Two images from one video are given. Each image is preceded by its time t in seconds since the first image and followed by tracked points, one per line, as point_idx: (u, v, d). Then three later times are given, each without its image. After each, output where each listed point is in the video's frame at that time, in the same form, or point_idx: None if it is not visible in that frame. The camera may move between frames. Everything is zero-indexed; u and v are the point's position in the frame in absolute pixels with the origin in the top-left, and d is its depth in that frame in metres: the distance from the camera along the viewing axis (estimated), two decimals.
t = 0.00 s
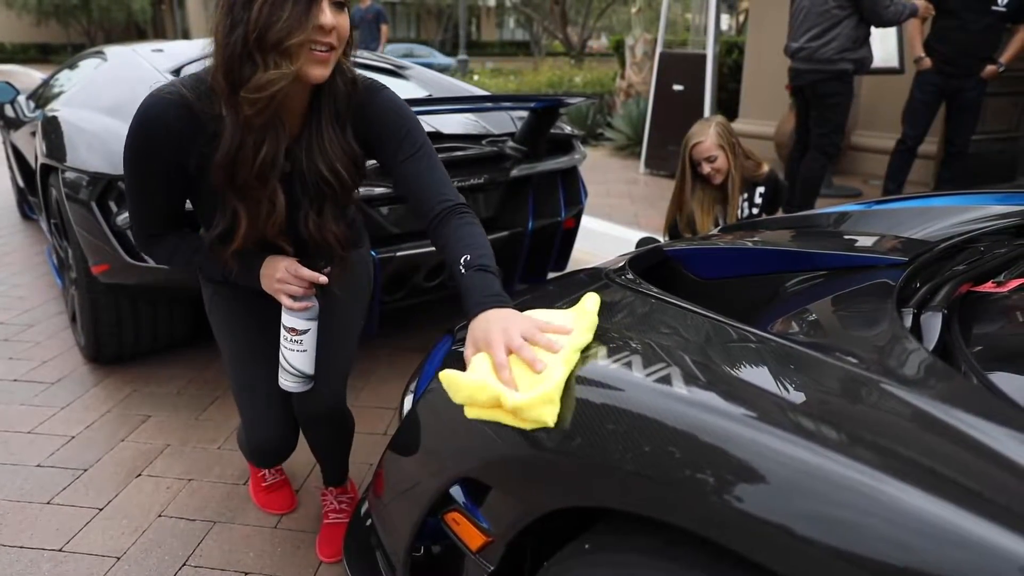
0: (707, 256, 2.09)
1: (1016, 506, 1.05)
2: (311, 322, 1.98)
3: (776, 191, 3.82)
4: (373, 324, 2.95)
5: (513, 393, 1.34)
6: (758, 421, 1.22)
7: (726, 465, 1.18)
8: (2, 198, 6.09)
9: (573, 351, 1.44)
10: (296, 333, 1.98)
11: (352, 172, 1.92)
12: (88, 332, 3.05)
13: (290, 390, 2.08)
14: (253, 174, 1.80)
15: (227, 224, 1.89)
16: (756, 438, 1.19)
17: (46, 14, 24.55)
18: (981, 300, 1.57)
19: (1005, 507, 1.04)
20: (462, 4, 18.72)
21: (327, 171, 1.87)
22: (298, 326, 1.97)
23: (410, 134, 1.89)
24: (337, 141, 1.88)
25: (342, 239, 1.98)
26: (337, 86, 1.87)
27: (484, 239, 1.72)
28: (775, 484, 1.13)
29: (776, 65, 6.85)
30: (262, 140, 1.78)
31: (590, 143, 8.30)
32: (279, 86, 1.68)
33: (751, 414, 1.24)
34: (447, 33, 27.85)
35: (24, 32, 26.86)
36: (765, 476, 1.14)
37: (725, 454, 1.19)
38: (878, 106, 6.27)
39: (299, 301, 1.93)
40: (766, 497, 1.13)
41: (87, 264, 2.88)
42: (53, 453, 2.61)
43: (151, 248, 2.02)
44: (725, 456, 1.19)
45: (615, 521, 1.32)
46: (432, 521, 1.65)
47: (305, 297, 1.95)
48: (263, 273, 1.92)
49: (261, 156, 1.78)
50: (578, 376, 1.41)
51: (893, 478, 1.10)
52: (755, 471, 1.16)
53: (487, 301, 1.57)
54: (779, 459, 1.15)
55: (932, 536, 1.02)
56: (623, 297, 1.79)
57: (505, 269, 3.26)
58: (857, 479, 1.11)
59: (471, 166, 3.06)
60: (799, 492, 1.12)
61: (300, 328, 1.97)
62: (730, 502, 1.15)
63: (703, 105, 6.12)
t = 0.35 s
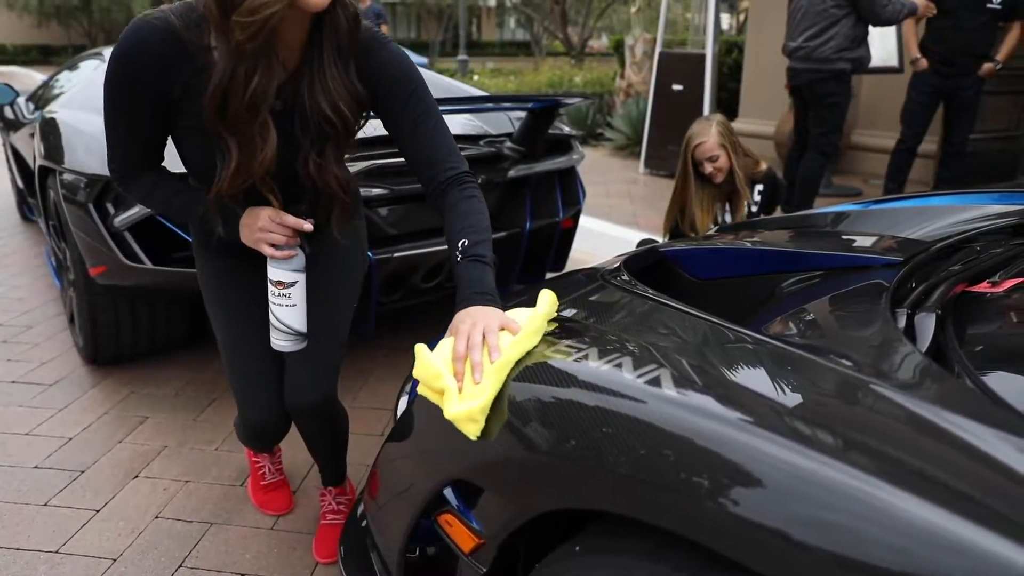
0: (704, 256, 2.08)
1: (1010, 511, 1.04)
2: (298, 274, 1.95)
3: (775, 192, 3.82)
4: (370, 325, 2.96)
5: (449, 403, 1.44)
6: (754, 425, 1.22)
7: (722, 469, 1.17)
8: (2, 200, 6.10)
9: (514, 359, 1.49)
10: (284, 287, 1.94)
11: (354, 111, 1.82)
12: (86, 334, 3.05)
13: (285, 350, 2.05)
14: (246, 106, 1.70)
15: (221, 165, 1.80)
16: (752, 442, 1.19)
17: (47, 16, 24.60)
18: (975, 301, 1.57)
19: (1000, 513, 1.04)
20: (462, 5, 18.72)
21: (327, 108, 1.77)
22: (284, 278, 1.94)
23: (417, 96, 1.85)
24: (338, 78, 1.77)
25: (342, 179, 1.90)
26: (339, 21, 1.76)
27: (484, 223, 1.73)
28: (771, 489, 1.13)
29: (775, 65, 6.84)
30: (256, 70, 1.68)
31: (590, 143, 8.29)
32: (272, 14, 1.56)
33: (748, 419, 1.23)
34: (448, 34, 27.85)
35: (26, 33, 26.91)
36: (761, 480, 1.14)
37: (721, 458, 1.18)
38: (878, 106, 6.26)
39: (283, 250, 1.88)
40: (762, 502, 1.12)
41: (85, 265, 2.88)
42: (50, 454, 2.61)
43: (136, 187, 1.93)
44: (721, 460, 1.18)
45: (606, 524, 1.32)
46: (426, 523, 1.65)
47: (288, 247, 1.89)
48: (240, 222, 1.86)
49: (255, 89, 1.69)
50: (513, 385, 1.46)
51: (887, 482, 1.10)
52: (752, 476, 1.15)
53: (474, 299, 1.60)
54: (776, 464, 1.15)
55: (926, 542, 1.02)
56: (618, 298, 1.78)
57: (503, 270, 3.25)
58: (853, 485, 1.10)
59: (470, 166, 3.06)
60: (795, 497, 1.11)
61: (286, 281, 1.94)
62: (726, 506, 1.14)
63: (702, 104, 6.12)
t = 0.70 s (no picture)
0: (693, 258, 2.09)
1: (992, 520, 1.05)
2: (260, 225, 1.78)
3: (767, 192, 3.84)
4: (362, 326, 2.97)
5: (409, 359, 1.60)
6: (741, 432, 1.22)
7: (709, 475, 1.18)
8: None
9: (476, 341, 1.59)
10: (242, 237, 1.76)
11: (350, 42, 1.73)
12: (78, 335, 3.06)
13: (230, 298, 1.88)
14: (233, 25, 1.63)
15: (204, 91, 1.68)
16: (741, 449, 1.19)
17: (44, 16, 24.56)
18: (959, 302, 1.57)
19: (983, 521, 1.04)
20: (458, 5, 18.71)
21: (320, 34, 1.69)
22: (243, 228, 1.75)
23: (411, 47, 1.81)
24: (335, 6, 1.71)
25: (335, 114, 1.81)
26: None
27: (454, 197, 1.80)
28: (759, 494, 1.13)
29: (770, 65, 6.85)
30: None
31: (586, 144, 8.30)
32: None
33: (736, 426, 1.24)
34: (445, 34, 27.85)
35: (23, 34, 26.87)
36: (750, 486, 1.14)
37: (708, 465, 1.19)
38: (872, 106, 6.28)
39: (247, 197, 1.72)
40: (751, 507, 1.13)
41: (77, 267, 2.88)
42: (41, 456, 2.61)
43: (110, 137, 1.82)
44: (709, 465, 1.19)
45: (588, 528, 1.32)
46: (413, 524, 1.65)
47: (252, 195, 1.73)
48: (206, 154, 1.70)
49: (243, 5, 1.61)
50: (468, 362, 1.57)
51: (872, 489, 1.10)
52: (740, 481, 1.15)
53: (446, 280, 1.70)
54: (763, 470, 1.15)
55: (909, 549, 1.02)
56: (605, 302, 1.79)
57: (496, 271, 3.24)
58: (837, 493, 1.10)
59: (463, 167, 3.07)
60: (782, 504, 1.11)
61: (246, 230, 1.76)
62: (714, 511, 1.15)
63: (696, 105, 6.13)
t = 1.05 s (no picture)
0: (681, 257, 2.09)
1: (972, 522, 1.05)
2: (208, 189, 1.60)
3: (758, 190, 3.87)
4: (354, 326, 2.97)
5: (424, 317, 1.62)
6: (727, 436, 1.22)
7: (695, 479, 1.18)
8: None
9: (500, 318, 1.71)
10: (187, 201, 1.59)
11: None
12: (70, 336, 3.06)
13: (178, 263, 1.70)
14: None
15: (174, 25, 1.54)
16: (728, 452, 1.19)
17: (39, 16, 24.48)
18: (943, 302, 1.58)
19: (963, 524, 1.05)
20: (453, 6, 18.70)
21: None
22: (187, 191, 1.58)
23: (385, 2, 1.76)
24: None
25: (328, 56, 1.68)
26: None
27: (430, 162, 1.77)
28: (746, 498, 1.13)
29: (762, 65, 6.86)
30: None
31: (580, 143, 8.30)
32: None
33: (723, 430, 1.23)
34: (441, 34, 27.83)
35: (18, 34, 26.80)
36: (738, 489, 1.14)
37: (695, 468, 1.19)
38: (865, 106, 6.29)
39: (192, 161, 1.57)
40: (739, 510, 1.13)
41: (68, 268, 2.88)
42: (32, 457, 2.61)
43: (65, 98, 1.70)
44: (696, 468, 1.19)
45: (572, 530, 1.32)
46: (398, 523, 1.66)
47: (199, 159, 1.57)
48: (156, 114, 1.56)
49: None
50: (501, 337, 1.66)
51: (855, 491, 1.10)
52: (727, 484, 1.15)
53: (439, 247, 1.69)
54: (749, 473, 1.15)
55: (893, 552, 1.02)
56: (595, 303, 1.80)
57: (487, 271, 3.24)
58: (821, 496, 1.10)
59: (454, 167, 3.07)
60: (768, 508, 1.11)
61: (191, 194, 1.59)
62: (703, 514, 1.15)
63: (690, 105, 6.14)
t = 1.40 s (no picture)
0: (670, 257, 2.09)
1: (951, 520, 1.05)
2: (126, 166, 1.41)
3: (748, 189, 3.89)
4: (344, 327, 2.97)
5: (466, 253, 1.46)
6: (715, 438, 1.21)
7: (683, 481, 1.17)
8: None
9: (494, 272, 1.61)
10: (105, 178, 1.41)
11: None
12: (60, 337, 3.05)
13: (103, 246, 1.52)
14: None
15: None
16: (716, 455, 1.18)
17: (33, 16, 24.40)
18: (927, 300, 1.59)
19: (945, 524, 1.05)
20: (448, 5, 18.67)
21: None
22: (105, 167, 1.40)
23: None
24: None
25: None
26: None
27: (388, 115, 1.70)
28: (735, 499, 1.13)
29: (755, 65, 6.87)
30: None
31: (574, 143, 8.30)
32: None
33: (711, 433, 1.22)
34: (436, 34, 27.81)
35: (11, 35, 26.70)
36: (727, 490, 1.14)
37: (682, 469, 1.18)
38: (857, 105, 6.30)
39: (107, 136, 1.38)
40: (729, 512, 1.12)
41: (57, 269, 2.87)
42: (20, 459, 2.60)
43: None
44: (684, 470, 1.18)
45: (553, 530, 1.32)
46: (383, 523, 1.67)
47: (115, 134, 1.38)
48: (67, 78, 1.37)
49: None
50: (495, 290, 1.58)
51: (835, 491, 1.10)
52: (715, 485, 1.15)
53: (405, 198, 1.61)
54: (736, 475, 1.15)
55: (880, 555, 1.02)
56: (583, 304, 1.80)
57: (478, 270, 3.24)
58: (804, 496, 1.10)
59: (445, 167, 3.07)
60: (757, 509, 1.11)
61: (109, 171, 1.41)
62: (691, 515, 1.14)
63: (683, 104, 6.14)
